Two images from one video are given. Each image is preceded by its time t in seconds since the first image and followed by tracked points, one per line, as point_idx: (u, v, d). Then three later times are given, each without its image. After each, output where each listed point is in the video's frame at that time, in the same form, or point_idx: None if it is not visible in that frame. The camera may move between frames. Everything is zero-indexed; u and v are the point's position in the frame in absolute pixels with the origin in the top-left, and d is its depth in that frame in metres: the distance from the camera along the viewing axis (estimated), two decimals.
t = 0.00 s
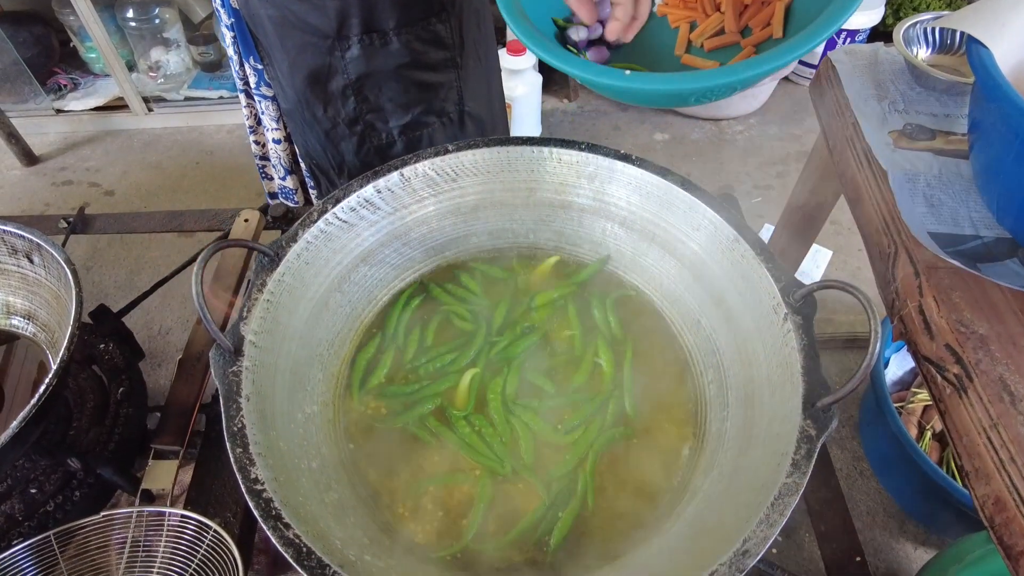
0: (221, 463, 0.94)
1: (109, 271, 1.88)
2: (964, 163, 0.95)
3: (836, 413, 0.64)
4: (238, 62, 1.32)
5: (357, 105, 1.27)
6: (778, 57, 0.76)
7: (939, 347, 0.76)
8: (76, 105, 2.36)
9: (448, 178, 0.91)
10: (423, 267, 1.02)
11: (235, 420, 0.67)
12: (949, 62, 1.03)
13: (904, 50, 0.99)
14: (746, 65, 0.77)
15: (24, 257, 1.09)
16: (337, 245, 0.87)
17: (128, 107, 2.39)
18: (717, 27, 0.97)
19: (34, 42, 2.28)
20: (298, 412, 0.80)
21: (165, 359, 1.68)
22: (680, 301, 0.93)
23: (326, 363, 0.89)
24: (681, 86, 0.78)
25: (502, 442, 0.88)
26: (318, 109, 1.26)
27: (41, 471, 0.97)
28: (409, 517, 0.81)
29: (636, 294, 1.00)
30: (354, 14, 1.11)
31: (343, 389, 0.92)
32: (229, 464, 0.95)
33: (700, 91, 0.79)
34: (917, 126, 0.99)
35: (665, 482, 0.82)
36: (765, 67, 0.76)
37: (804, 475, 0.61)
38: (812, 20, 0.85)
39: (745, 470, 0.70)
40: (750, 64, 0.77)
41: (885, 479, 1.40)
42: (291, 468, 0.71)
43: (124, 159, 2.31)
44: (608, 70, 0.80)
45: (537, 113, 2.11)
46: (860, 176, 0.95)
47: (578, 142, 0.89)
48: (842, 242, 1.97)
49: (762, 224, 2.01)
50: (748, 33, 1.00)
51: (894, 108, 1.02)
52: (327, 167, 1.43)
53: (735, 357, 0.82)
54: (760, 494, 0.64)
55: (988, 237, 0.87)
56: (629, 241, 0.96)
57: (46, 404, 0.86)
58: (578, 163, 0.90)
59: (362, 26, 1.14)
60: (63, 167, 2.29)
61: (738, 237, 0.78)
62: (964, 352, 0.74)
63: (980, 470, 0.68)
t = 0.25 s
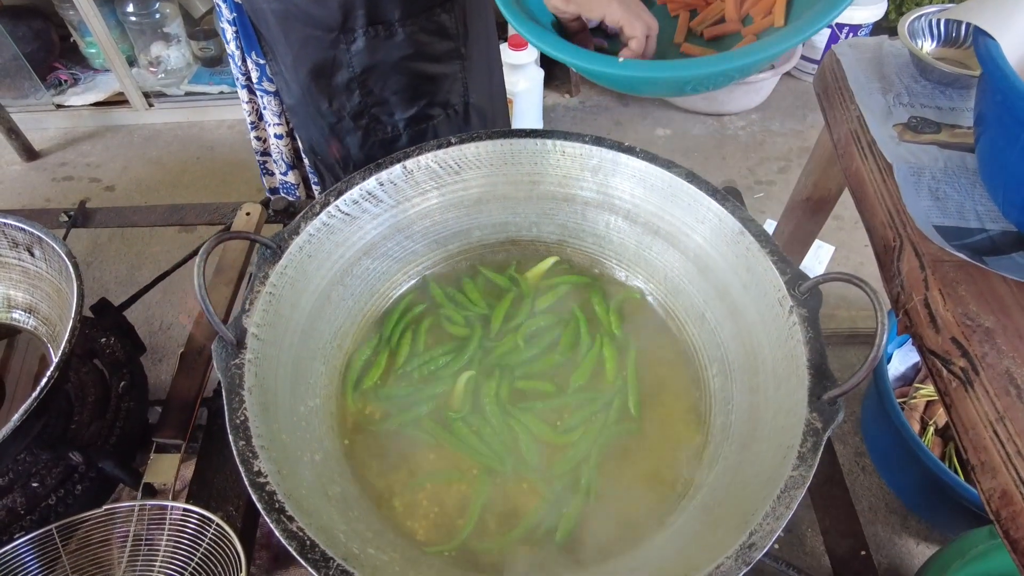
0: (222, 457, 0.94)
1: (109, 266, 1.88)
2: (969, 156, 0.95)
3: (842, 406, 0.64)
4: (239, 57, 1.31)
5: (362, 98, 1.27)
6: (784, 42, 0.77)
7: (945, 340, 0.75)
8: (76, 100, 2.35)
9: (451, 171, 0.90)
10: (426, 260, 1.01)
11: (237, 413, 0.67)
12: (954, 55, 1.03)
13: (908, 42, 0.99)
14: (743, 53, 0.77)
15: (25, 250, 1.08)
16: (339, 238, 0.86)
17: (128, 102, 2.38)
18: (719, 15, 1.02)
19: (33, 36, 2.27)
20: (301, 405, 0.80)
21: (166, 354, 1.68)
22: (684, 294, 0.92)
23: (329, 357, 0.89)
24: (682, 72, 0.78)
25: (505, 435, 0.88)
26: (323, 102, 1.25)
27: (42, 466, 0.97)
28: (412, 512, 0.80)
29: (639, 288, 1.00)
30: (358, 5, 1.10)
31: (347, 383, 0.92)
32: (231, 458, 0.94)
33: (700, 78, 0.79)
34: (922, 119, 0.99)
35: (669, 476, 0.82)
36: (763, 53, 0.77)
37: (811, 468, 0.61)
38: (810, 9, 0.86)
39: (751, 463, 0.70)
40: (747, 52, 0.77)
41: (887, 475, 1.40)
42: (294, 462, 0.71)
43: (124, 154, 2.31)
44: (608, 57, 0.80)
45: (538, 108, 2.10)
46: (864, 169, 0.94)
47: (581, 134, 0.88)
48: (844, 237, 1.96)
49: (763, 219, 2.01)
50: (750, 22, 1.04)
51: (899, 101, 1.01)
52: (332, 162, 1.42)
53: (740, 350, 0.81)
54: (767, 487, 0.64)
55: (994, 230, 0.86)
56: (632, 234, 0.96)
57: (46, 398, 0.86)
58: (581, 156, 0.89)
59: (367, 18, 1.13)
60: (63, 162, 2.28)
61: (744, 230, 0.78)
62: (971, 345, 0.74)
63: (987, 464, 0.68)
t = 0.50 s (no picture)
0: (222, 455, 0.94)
1: (109, 262, 1.88)
2: (971, 154, 0.95)
3: (844, 405, 0.64)
4: (241, 54, 1.31)
5: (366, 94, 1.27)
6: (797, 29, 0.76)
7: (947, 339, 0.75)
8: (76, 96, 2.35)
9: (452, 168, 0.90)
10: (427, 258, 1.01)
11: (238, 412, 0.67)
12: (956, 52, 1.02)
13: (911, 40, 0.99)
14: (751, 43, 0.76)
15: (25, 247, 1.08)
16: (340, 236, 0.86)
17: (128, 98, 2.38)
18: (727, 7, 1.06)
19: (33, 32, 2.27)
20: (303, 403, 0.80)
21: (166, 351, 1.68)
22: (687, 292, 0.92)
23: (331, 355, 0.89)
24: (690, 61, 0.77)
25: (506, 433, 0.88)
26: (327, 99, 1.25)
27: (43, 464, 0.96)
28: (412, 510, 0.80)
29: (641, 286, 1.00)
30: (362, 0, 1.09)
31: (348, 380, 0.92)
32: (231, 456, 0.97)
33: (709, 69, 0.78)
34: (924, 117, 0.99)
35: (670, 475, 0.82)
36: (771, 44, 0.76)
37: (812, 467, 0.61)
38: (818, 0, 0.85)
39: (753, 462, 0.70)
40: (756, 42, 0.76)
41: (888, 472, 1.40)
42: (295, 460, 0.71)
43: (124, 151, 2.30)
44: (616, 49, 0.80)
45: (539, 105, 2.10)
46: (866, 166, 0.94)
47: (583, 132, 0.88)
48: (845, 235, 1.96)
49: (764, 216, 2.00)
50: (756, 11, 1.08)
51: (902, 98, 1.01)
52: (335, 159, 1.41)
53: (742, 349, 0.81)
54: (768, 486, 0.64)
55: (997, 228, 0.86)
56: (634, 232, 0.95)
57: (47, 396, 0.86)
58: (583, 154, 0.89)
59: (371, 13, 1.13)
60: (63, 159, 2.28)
61: (746, 228, 0.78)
62: (972, 344, 0.73)
63: (988, 463, 0.68)
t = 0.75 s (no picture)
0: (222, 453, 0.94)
1: (109, 260, 1.88)
2: (971, 154, 0.94)
3: (842, 405, 0.64)
4: (240, 52, 1.31)
5: (365, 93, 1.27)
6: (797, 35, 0.75)
7: (946, 339, 0.75)
8: (76, 94, 2.35)
9: (451, 167, 0.90)
10: (426, 257, 1.01)
11: (237, 411, 0.67)
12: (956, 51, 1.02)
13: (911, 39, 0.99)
14: (749, 51, 0.77)
15: (25, 246, 1.08)
16: (339, 235, 0.86)
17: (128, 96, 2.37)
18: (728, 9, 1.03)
19: (32, 29, 2.26)
20: (301, 402, 0.80)
21: (166, 349, 1.68)
22: (685, 292, 0.92)
23: (330, 354, 0.89)
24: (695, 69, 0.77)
25: (505, 432, 0.88)
26: (326, 97, 1.25)
27: (43, 462, 0.98)
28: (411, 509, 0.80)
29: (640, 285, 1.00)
30: None
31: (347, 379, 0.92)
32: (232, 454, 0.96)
33: (708, 76, 0.79)
34: (924, 116, 0.98)
35: (669, 474, 0.82)
36: (772, 50, 0.75)
37: (810, 468, 0.61)
38: (820, 4, 0.84)
39: (751, 461, 0.70)
40: (756, 50, 0.76)
41: (887, 471, 1.40)
42: (293, 459, 0.71)
43: (124, 149, 2.30)
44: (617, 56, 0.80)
45: (539, 103, 2.09)
46: (866, 166, 0.94)
47: (582, 131, 0.88)
48: (845, 233, 1.96)
49: (764, 215, 2.00)
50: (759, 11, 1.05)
51: (901, 98, 1.01)
52: (335, 158, 1.42)
53: (740, 348, 0.81)
54: (765, 485, 0.64)
55: (996, 228, 0.86)
56: (633, 231, 0.95)
57: (47, 395, 0.86)
58: (582, 153, 0.89)
59: (370, 12, 1.13)
60: (63, 156, 2.28)
61: (744, 228, 0.78)
62: (971, 344, 0.73)
63: (986, 463, 0.68)
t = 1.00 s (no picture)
0: (221, 452, 0.94)
1: (109, 259, 1.88)
2: (970, 153, 0.94)
3: (838, 405, 0.64)
4: (240, 50, 1.30)
5: (365, 92, 1.27)
6: (795, 57, 0.74)
7: (943, 338, 0.75)
8: (76, 92, 2.35)
9: (450, 167, 0.90)
10: (425, 256, 1.01)
11: (235, 411, 0.67)
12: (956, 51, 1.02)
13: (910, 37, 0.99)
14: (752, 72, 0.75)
15: (25, 245, 1.08)
16: (338, 235, 0.86)
17: (128, 94, 2.37)
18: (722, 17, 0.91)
19: (32, 28, 2.26)
20: (300, 401, 0.80)
21: (167, 347, 1.68)
22: (684, 291, 0.92)
23: (329, 352, 0.90)
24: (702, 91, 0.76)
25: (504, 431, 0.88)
26: (326, 96, 1.25)
27: (43, 460, 0.97)
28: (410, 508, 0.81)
29: (639, 285, 1.00)
30: None
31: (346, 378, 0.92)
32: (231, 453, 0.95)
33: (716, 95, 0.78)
34: (923, 115, 0.98)
35: (667, 473, 0.82)
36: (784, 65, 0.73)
37: (807, 467, 0.61)
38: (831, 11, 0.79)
39: (748, 461, 0.70)
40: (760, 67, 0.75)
41: (886, 469, 1.40)
42: (291, 457, 0.71)
43: (124, 147, 2.30)
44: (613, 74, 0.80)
45: (539, 101, 2.09)
46: (864, 165, 0.94)
47: (580, 130, 0.88)
48: (845, 232, 1.96)
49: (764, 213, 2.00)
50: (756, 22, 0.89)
51: (901, 97, 1.01)
52: (335, 157, 1.42)
53: (738, 348, 0.81)
54: (763, 485, 0.64)
55: (994, 228, 0.86)
56: (632, 231, 0.95)
57: (46, 394, 0.86)
58: (580, 153, 0.89)
59: (370, 10, 1.13)
60: (63, 155, 2.28)
61: (742, 228, 0.78)
62: (969, 343, 0.74)
63: (983, 463, 0.68)
